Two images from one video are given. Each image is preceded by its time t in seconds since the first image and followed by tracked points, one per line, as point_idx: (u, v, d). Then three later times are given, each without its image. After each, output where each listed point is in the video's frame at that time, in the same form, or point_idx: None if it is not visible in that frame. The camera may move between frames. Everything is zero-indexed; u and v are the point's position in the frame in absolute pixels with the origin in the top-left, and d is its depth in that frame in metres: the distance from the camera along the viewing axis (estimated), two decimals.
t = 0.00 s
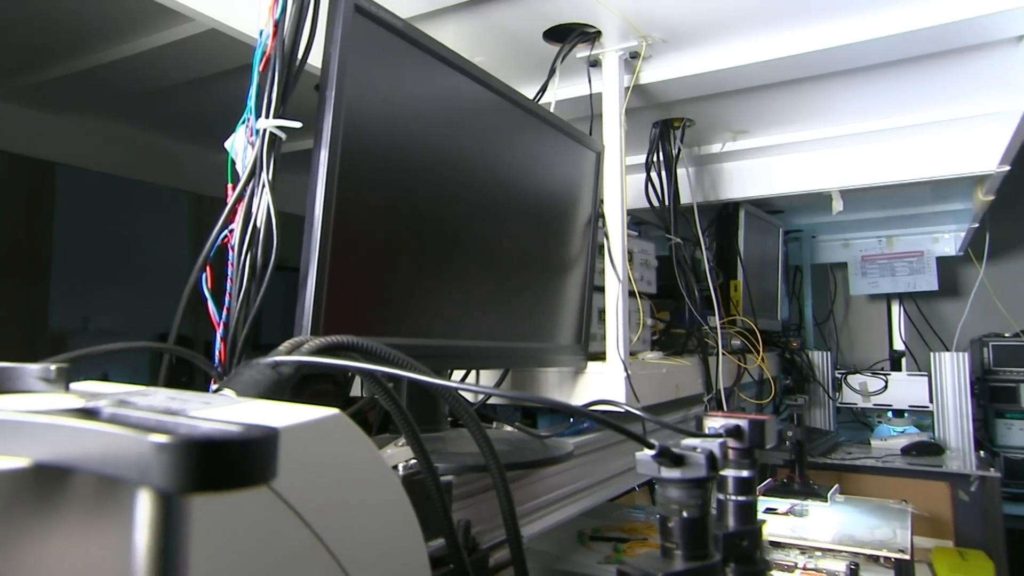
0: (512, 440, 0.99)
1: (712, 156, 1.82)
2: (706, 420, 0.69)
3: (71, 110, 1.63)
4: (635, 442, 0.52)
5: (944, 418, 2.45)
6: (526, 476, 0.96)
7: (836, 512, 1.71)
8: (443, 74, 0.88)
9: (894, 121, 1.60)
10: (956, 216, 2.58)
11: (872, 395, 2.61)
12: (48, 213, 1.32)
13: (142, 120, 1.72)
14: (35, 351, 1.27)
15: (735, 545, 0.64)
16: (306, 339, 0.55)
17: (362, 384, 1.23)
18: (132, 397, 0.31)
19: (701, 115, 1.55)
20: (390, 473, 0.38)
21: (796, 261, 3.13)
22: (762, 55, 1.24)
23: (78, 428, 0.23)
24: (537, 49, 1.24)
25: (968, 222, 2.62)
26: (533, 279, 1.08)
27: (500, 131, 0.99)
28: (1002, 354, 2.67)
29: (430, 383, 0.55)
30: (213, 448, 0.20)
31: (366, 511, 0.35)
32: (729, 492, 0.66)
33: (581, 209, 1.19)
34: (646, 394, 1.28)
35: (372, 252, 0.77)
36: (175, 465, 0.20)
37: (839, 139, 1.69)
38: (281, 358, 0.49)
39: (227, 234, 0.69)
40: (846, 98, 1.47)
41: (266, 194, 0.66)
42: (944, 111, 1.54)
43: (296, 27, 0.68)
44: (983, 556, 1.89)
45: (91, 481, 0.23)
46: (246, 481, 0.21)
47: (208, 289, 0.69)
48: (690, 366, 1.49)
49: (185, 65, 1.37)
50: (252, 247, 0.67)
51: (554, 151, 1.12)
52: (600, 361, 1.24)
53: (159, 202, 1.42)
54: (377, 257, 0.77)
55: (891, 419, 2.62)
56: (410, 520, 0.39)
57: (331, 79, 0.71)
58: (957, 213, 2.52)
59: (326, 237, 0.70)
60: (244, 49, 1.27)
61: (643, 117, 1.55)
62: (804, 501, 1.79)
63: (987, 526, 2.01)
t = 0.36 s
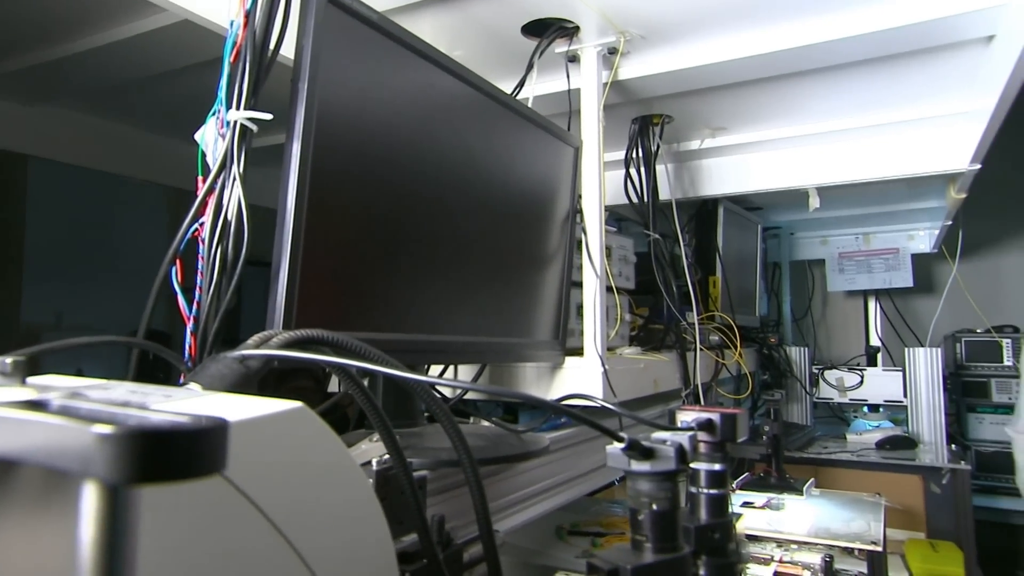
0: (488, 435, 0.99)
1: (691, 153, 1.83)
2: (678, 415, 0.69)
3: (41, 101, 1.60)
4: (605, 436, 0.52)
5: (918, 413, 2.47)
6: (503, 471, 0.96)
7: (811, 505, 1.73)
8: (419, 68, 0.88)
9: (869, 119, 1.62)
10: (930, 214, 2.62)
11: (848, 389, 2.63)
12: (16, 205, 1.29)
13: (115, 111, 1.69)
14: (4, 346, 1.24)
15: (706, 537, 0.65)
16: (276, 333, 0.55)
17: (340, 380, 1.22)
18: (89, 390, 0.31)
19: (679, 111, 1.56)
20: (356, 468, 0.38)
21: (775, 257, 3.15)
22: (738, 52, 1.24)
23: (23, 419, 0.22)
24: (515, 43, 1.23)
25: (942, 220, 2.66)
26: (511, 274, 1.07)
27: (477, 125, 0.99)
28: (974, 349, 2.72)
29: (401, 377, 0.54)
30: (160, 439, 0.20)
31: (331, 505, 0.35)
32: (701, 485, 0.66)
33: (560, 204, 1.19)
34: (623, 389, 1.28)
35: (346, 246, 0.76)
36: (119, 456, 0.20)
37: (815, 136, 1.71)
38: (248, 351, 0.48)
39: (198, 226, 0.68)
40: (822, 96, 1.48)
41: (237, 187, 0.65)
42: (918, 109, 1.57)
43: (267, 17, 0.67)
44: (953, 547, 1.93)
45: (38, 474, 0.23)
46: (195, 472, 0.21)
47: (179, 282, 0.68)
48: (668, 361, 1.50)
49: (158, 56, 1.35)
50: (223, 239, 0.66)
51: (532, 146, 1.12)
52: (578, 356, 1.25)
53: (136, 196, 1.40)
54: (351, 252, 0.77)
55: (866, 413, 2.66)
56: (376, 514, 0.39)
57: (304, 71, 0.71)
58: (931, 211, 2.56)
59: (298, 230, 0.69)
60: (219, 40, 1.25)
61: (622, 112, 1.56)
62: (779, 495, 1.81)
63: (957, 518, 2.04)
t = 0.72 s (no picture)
0: (463, 427, 0.99)
1: (669, 147, 1.84)
2: (650, 406, 0.69)
3: (7, 87, 1.56)
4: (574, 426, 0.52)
5: (890, 404, 2.51)
6: (481, 462, 0.97)
7: (786, 496, 1.75)
8: (392, 57, 0.87)
9: (845, 114, 1.64)
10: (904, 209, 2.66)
11: (823, 381, 2.66)
12: None
13: (84, 99, 1.65)
14: None
15: (677, 527, 0.66)
16: (241, 323, 0.54)
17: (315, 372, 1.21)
18: (41, 379, 0.31)
19: (657, 105, 1.56)
20: (317, 458, 0.37)
21: (753, 252, 3.18)
22: (714, 45, 1.25)
23: None
24: (491, 34, 1.23)
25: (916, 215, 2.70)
26: (487, 266, 1.07)
27: (452, 116, 0.98)
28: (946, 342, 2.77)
29: (369, 367, 0.54)
30: (104, 425, 0.21)
31: (291, 496, 0.34)
32: (672, 475, 0.66)
33: (536, 196, 1.19)
34: (600, 381, 1.29)
35: (317, 236, 0.75)
36: (55, 439, 0.20)
37: (791, 130, 1.72)
38: (213, 341, 0.48)
39: (165, 216, 0.67)
40: (799, 90, 1.50)
41: (204, 175, 0.64)
42: (892, 104, 1.58)
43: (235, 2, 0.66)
44: (923, 536, 1.96)
45: None
46: (137, 457, 0.21)
47: (145, 273, 0.67)
48: (645, 354, 1.50)
49: (129, 43, 1.32)
50: (190, 229, 0.65)
51: (509, 138, 1.12)
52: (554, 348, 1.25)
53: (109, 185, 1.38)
54: (323, 242, 0.76)
55: (841, 406, 2.70)
56: (339, 503, 0.38)
57: (273, 59, 0.70)
58: (905, 206, 2.60)
59: (268, 219, 0.69)
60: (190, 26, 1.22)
61: (600, 106, 1.56)
62: (755, 486, 1.82)
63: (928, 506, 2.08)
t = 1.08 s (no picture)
0: (436, 418, 0.99)
1: (646, 139, 1.84)
2: (620, 394, 0.69)
3: None
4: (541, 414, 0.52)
5: (863, 395, 2.54)
6: (456, 452, 0.97)
7: (760, 485, 1.77)
8: (364, 45, 0.86)
9: (820, 107, 1.65)
10: (878, 203, 2.69)
11: (798, 373, 2.70)
12: None
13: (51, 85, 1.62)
14: None
15: (647, 515, 0.66)
16: (205, 312, 0.54)
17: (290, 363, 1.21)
18: None
19: (634, 97, 1.57)
20: (278, 447, 0.37)
21: (730, 245, 3.21)
22: (689, 37, 1.25)
23: None
24: (467, 23, 1.22)
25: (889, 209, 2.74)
26: (462, 256, 1.07)
27: (427, 106, 0.97)
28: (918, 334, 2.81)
29: (335, 357, 0.54)
30: (33, 408, 0.22)
31: (250, 484, 0.34)
32: (642, 464, 0.67)
33: (512, 187, 1.19)
34: (575, 372, 1.29)
35: (287, 225, 0.74)
36: None
37: (766, 123, 1.73)
38: (174, 330, 0.47)
39: (129, 203, 0.66)
40: (775, 83, 1.51)
41: (170, 163, 0.63)
42: (866, 98, 1.60)
43: None
44: (894, 524, 1.99)
45: None
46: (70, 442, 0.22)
47: (108, 261, 0.66)
48: (621, 345, 1.51)
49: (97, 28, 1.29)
50: (155, 217, 0.64)
51: (484, 128, 1.11)
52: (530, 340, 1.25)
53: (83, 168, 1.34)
54: (293, 231, 0.75)
55: (815, 397, 2.73)
56: (299, 491, 0.38)
57: (240, 44, 0.68)
58: (879, 200, 2.63)
59: (236, 208, 0.68)
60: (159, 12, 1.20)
61: (578, 97, 1.56)
62: (729, 476, 1.85)
63: (898, 495, 2.11)
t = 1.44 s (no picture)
0: (408, 409, 0.99)
1: (622, 131, 1.85)
2: (588, 382, 0.69)
3: None
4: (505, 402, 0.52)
5: (835, 385, 2.58)
6: (428, 442, 0.97)
7: (733, 475, 1.79)
8: (333, 32, 0.85)
9: (793, 101, 1.67)
10: (851, 197, 2.73)
11: (773, 364, 2.73)
12: None
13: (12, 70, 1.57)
14: None
15: (615, 503, 0.67)
16: (165, 299, 0.53)
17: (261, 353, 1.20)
18: None
19: (610, 88, 1.57)
20: (235, 436, 0.37)
21: (707, 237, 3.23)
22: (663, 28, 1.25)
23: None
24: (440, 11, 1.21)
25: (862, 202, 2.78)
26: (435, 247, 1.06)
27: (399, 94, 0.97)
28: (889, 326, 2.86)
29: (299, 345, 0.53)
30: None
31: (202, 472, 0.34)
32: (610, 452, 0.67)
33: (486, 178, 1.19)
34: (550, 363, 1.29)
35: (253, 214, 0.73)
36: None
37: (740, 116, 1.75)
38: (131, 317, 0.47)
39: (89, 189, 0.64)
40: (749, 76, 1.52)
41: (131, 149, 0.61)
42: (837, 93, 1.62)
43: None
44: (863, 513, 2.03)
45: None
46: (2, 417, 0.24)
47: (68, 249, 0.65)
48: (596, 336, 1.52)
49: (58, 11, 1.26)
50: (116, 204, 0.62)
51: (457, 118, 1.11)
52: (504, 330, 1.25)
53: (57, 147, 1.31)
54: (259, 220, 0.74)
55: (789, 388, 2.77)
56: (257, 480, 0.38)
57: (204, 28, 0.67)
58: (851, 194, 2.67)
59: (200, 195, 0.67)
60: None
61: (553, 88, 1.56)
62: (703, 466, 1.87)
63: (867, 484, 2.15)
